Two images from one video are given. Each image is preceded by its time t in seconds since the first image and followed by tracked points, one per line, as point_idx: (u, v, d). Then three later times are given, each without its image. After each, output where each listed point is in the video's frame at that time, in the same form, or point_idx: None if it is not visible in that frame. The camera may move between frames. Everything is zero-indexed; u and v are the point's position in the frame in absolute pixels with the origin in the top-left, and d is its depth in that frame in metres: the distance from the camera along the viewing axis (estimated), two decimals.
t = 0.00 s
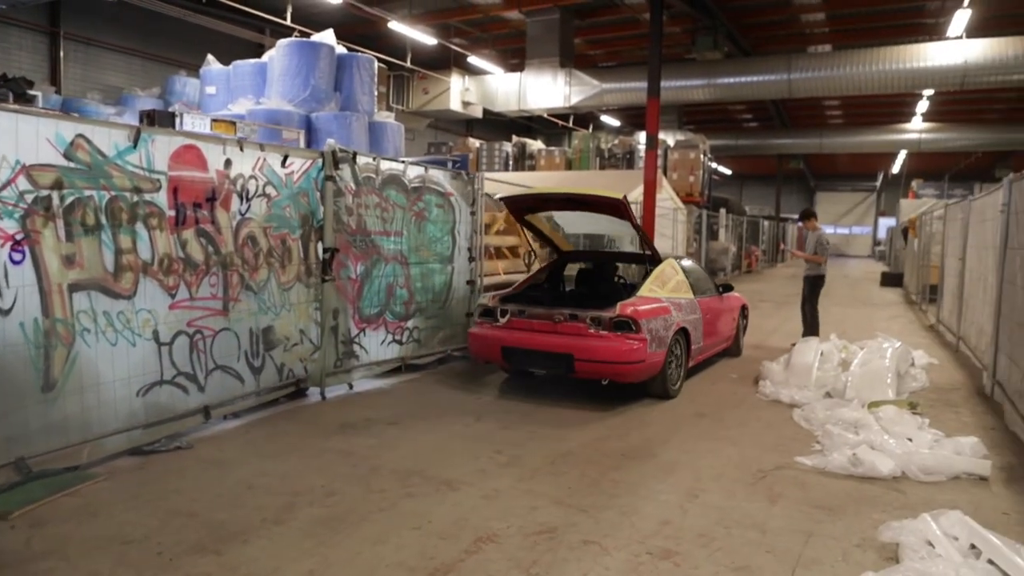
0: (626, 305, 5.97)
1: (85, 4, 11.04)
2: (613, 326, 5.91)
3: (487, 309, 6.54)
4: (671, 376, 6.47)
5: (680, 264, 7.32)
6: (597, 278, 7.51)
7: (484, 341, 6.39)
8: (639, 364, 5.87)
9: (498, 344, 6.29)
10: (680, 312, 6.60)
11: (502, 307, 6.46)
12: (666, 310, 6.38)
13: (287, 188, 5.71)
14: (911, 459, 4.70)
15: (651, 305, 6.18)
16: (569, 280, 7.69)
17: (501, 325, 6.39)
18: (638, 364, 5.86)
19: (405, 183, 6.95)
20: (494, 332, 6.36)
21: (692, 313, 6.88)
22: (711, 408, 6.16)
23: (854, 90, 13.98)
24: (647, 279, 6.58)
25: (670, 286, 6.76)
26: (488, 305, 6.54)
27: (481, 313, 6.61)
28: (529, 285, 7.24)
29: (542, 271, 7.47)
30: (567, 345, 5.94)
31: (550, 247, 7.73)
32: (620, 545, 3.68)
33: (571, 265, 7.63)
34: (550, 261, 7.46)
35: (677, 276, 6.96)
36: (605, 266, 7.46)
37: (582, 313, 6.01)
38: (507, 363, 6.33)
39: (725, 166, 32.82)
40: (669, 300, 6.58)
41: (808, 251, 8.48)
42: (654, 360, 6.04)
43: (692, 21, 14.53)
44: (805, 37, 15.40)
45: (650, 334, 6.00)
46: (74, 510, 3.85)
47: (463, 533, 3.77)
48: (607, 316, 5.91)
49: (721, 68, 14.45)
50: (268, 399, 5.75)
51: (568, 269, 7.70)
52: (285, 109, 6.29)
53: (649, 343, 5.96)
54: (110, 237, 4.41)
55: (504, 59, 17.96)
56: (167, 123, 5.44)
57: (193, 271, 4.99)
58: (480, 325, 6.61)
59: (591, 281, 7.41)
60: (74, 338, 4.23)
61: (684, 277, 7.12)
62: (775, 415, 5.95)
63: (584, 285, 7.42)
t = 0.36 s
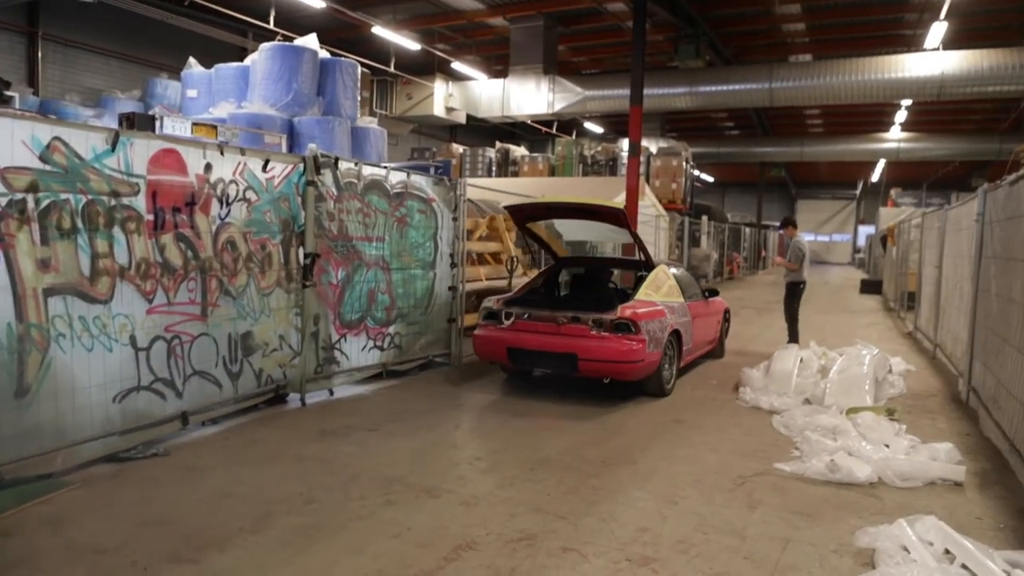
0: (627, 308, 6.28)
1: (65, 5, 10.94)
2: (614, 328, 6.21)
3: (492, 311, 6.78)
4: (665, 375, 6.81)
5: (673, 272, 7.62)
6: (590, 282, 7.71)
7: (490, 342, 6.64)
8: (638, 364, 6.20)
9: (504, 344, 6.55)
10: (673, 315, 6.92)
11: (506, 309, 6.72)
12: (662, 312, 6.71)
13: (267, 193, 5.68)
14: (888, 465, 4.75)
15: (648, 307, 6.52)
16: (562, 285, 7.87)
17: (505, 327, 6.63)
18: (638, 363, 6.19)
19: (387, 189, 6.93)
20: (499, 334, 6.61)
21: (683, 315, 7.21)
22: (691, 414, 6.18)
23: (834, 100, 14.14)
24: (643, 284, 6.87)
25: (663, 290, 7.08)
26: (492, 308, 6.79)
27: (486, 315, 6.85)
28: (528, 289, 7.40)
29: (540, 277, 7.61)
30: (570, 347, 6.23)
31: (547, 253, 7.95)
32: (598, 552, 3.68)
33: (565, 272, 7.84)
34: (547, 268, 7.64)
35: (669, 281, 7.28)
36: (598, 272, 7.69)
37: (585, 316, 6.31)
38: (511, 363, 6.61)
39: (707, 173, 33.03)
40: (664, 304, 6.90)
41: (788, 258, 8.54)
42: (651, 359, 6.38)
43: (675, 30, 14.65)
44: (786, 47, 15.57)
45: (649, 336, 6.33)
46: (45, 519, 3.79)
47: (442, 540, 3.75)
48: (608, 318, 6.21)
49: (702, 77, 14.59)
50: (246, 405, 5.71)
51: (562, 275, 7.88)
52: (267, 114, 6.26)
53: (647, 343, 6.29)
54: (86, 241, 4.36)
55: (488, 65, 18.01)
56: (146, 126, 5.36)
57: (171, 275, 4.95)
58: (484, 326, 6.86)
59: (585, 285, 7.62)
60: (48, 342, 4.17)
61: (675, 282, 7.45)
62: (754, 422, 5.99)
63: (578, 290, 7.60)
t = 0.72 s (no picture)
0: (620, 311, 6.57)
1: (38, 7, 10.79)
2: (609, 330, 6.48)
3: (490, 315, 7.02)
4: (654, 376, 7.10)
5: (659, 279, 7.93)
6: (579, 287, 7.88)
7: (488, 345, 6.87)
8: (632, 365, 6.49)
9: (503, 347, 6.79)
10: (661, 319, 7.21)
11: (504, 313, 6.97)
12: (651, 316, 7.00)
13: (244, 200, 5.64)
14: (863, 470, 4.81)
15: (639, 310, 6.81)
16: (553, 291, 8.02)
17: (504, 330, 6.87)
18: (631, 364, 6.47)
19: (366, 195, 6.91)
20: (498, 337, 6.84)
21: (670, 318, 7.50)
22: (669, 421, 6.22)
23: (809, 109, 14.35)
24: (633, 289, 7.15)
25: (651, 295, 7.37)
26: (490, 312, 7.03)
27: (484, 319, 7.09)
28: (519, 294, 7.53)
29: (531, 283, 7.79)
30: (568, 348, 6.50)
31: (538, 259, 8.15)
32: (577, 559, 3.68)
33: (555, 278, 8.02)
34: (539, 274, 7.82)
35: (656, 286, 7.58)
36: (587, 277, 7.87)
37: (580, 319, 6.58)
38: (510, 365, 6.84)
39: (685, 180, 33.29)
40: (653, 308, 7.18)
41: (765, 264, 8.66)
42: (643, 360, 6.67)
43: (654, 38, 14.80)
44: (763, 56, 15.79)
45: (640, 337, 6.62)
46: (13, 531, 3.71)
47: (420, 549, 3.73)
48: (603, 321, 6.49)
49: (680, 85, 14.72)
50: (222, 413, 5.64)
51: (552, 281, 8.03)
52: (245, 119, 6.22)
53: (639, 345, 6.58)
54: (58, 247, 4.29)
55: (467, 72, 18.05)
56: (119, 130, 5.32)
57: (146, 282, 4.89)
58: (482, 329, 7.09)
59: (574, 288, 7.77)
60: (18, 351, 4.09)
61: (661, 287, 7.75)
62: (731, 428, 6.04)
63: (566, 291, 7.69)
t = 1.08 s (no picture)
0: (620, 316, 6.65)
1: (22, 16, 10.72)
2: (610, 335, 6.55)
3: (494, 322, 7.03)
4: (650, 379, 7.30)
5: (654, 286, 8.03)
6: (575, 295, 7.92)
7: (493, 350, 6.88)
8: (632, 368, 6.58)
9: (508, 352, 6.80)
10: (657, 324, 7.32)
11: (508, 319, 6.98)
12: (647, 321, 7.10)
13: (230, 210, 5.61)
14: (851, 477, 4.84)
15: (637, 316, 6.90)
16: (548, 299, 8.05)
17: (507, 336, 6.88)
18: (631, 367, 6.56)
19: (353, 205, 6.90)
20: (503, 342, 6.84)
21: (664, 324, 7.63)
22: (658, 429, 6.22)
23: (794, 118, 14.46)
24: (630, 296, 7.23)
25: (647, 302, 7.47)
26: (494, 318, 7.04)
27: (487, 325, 7.08)
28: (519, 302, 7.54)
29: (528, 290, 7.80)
30: (571, 352, 6.53)
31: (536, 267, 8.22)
32: (565, 570, 3.67)
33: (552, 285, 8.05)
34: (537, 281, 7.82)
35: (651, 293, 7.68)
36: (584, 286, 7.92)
37: (583, 324, 6.63)
38: (514, 369, 6.85)
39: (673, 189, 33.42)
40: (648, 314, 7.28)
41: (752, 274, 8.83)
42: (642, 363, 6.76)
43: (640, 48, 14.90)
44: (748, 66, 15.92)
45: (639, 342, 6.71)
46: None
47: (408, 561, 3.71)
48: (604, 326, 6.55)
49: (668, 95, 14.80)
50: (209, 425, 5.60)
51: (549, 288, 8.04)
52: (231, 128, 6.20)
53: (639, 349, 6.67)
54: (42, 259, 4.25)
55: (455, 81, 18.10)
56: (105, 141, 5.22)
57: (131, 294, 4.85)
58: (485, 336, 7.08)
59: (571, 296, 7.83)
60: None
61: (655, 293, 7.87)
62: (720, 436, 6.05)
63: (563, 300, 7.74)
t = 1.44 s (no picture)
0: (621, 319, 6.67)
1: (13, 20, 10.67)
2: (611, 338, 6.56)
3: (498, 326, 6.99)
4: (646, 380, 7.42)
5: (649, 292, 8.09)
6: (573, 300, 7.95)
7: (497, 354, 6.86)
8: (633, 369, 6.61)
9: (513, 355, 6.78)
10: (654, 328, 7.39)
11: (511, 323, 6.95)
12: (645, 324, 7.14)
13: (219, 216, 5.59)
14: (841, 483, 4.84)
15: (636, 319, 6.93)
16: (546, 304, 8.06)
17: (511, 339, 6.85)
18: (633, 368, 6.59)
19: (343, 211, 6.89)
20: (508, 346, 6.81)
21: (660, 327, 7.70)
22: (649, 436, 6.22)
23: (785, 125, 14.52)
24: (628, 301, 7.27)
25: (644, 305, 7.52)
26: (497, 322, 7.01)
27: (490, 329, 7.04)
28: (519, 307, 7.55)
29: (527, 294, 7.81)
30: (574, 355, 6.53)
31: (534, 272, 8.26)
32: None
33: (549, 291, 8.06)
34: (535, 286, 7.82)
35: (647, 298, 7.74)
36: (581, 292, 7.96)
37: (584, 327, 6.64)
38: (518, 372, 6.84)
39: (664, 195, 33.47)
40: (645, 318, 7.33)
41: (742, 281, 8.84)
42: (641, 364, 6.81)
43: (632, 55, 14.94)
44: (739, 73, 15.99)
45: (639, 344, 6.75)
46: None
47: (398, 568, 3.69)
48: (606, 330, 6.57)
49: (660, 101, 14.83)
50: (198, 432, 5.57)
51: (546, 293, 8.05)
52: (222, 134, 6.19)
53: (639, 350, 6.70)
54: (29, 264, 4.22)
55: (447, 87, 18.09)
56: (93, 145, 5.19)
57: (120, 299, 4.82)
58: (489, 340, 7.04)
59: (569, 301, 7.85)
60: None
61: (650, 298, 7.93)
62: (710, 442, 6.05)
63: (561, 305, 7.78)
